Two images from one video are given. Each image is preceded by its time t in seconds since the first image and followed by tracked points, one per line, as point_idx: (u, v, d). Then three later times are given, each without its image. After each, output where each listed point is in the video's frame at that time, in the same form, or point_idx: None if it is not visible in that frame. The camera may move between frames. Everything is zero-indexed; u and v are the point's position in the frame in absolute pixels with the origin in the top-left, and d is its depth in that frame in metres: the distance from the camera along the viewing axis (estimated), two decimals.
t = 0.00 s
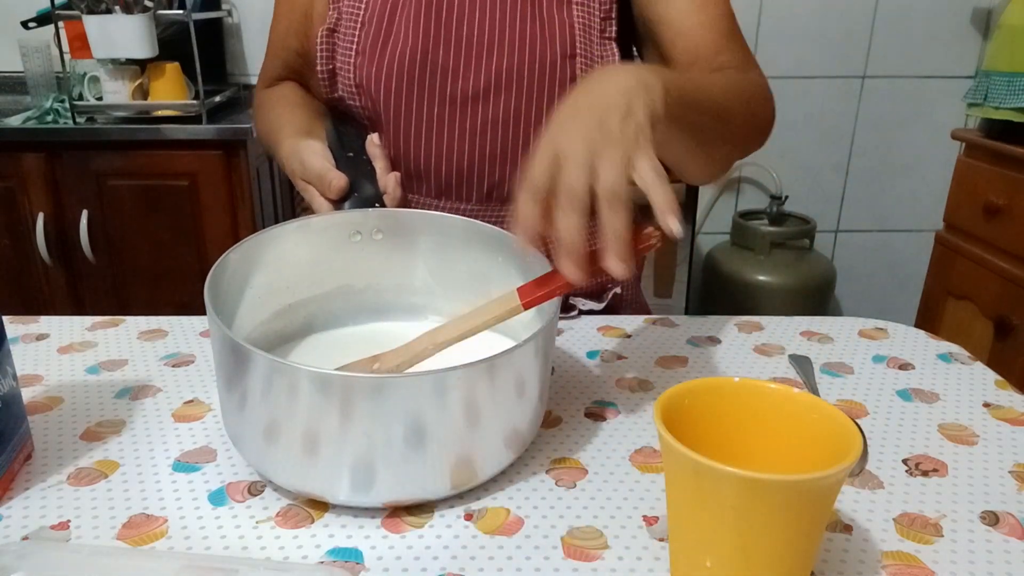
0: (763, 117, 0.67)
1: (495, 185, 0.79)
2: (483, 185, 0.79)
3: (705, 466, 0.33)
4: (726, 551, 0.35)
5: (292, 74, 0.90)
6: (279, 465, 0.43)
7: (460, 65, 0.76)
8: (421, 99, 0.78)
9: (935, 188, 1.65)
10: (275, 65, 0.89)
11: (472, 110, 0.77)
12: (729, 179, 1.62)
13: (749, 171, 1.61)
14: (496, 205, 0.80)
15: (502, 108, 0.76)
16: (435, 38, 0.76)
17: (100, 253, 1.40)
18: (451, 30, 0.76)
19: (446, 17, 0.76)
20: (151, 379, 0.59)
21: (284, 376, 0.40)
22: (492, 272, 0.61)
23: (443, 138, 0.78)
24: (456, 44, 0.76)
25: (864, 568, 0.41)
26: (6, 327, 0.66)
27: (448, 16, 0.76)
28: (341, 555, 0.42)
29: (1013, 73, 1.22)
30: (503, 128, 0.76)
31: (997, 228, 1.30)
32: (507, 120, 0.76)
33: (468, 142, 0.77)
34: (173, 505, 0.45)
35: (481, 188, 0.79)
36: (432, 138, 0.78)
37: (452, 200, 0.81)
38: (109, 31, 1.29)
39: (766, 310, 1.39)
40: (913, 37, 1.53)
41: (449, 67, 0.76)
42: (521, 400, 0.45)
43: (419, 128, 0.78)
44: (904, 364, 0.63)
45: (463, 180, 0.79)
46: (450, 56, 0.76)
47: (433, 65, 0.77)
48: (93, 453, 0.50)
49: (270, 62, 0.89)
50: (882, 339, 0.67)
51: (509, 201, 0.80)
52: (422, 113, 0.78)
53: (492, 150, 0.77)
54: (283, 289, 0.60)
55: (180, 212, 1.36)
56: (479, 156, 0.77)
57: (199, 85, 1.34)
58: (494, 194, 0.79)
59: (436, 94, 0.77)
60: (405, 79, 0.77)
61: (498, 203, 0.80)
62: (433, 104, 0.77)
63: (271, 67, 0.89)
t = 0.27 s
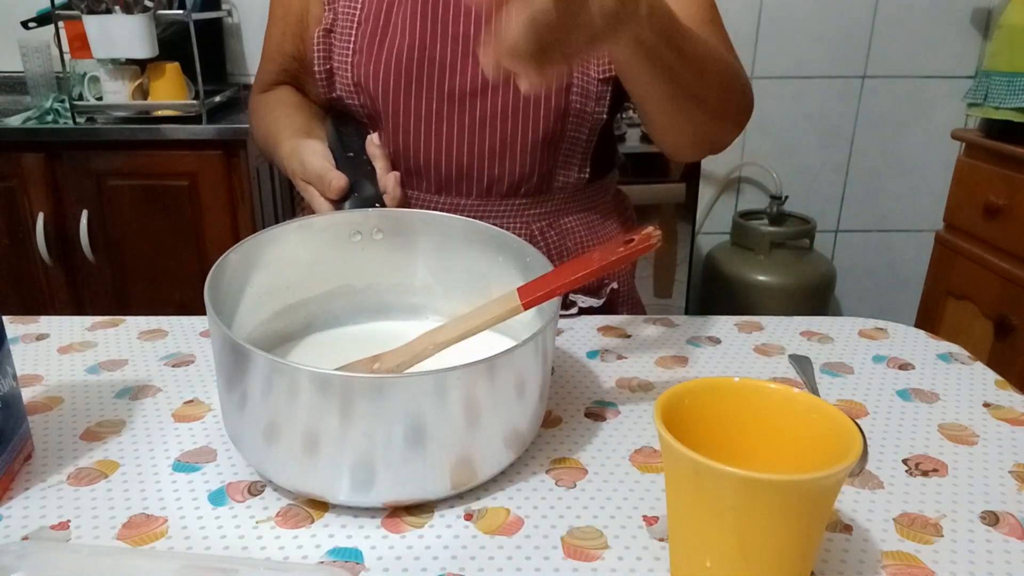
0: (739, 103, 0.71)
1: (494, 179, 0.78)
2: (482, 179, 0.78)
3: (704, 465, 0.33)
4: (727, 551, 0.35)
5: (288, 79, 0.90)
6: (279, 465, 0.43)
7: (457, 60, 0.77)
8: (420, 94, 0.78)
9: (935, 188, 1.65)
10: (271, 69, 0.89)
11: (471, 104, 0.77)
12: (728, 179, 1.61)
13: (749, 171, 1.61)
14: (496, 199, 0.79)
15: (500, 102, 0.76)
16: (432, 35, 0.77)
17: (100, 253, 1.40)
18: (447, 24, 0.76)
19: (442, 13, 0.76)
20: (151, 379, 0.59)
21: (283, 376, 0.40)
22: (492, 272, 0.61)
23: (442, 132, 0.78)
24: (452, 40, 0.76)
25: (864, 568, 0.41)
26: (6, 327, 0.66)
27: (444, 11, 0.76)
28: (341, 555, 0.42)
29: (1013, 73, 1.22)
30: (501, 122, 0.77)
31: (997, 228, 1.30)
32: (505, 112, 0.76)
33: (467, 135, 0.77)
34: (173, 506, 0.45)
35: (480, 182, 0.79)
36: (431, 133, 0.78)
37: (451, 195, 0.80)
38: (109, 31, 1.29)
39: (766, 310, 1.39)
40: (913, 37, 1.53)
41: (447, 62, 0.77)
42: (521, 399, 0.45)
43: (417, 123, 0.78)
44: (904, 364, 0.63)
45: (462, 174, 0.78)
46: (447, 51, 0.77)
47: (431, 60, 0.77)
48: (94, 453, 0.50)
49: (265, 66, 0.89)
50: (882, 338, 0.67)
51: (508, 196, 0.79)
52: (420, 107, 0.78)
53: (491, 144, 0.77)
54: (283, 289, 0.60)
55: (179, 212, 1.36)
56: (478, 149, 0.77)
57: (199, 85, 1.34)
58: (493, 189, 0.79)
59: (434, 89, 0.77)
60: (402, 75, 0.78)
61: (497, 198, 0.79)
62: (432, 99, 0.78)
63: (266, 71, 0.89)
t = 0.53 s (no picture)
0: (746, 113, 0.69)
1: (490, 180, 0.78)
2: (478, 180, 0.79)
3: (705, 465, 0.33)
4: (727, 550, 0.35)
5: (285, 82, 0.90)
6: (279, 465, 0.43)
7: (453, 62, 0.77)
8: (415, 97, 0.78)
9: (935, 188, 1.65)
10: (268, 73, 0.89)
11: (467, 106, 0.77)
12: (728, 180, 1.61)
13: (749, 171, 1.61)
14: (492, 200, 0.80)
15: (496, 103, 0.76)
16: (428, 37, 0.77)
17: (100, 253, 1.40)
18: (442, 28, 0.77)
19: (437, 17, 0.77)
20: (151, 379, 0.59)
21: (283, 376, 0.40)
22: (492, 272, 0.61)
23: (438, 134, 0.78)
24: (448, 42, 0.77)
25: (864, 568, 0.41)
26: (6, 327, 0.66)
27: (439, 15, 0.77)
28: (342, 555, 0.42)
29: (1013, 73, 1.22)
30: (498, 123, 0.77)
31: (997, 228, 1.30)
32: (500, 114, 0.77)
33: (461, 138, 0.77)
34: (173, 506, 0.45)
35: (476, 183, 0.79)
36: (428, 135, 0.78)
37: (447, 195, 0.80)
38: (109, 31, 1.29)
39: (766, 310, 1.39)
40: (913, 37, 1.53)
41: (443, 64, 0.77)
42: (520, 399, 0.45)
43: (414, 125, 0.78)
44: (904, 364, 0.63)
45: (458, 175, 0.79)
46: (443, 53, 0.77)
47: (427, 62, 0.77)
48: (94, 453, 0.50)
49: (263, 71, 0.89)
50: (882, 338, 0.67)
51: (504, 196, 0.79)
52: (416, 110, 0.78)
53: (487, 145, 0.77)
54: (283, 290, 0.60)
55: (179, 212, 1.36)
56: (473, 151, 0.78)
57: (199, 85, 1.34)
58: (489, 189, 0.79)
59: (429, 91, 0.77)
60: (397, 78, 0.78)
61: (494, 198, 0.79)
62: (427, 101, 0.77)
63: (264, 74, 0.89)
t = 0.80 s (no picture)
0: (747, 119, 0.69)
1: (489, 182, 0.79)
2: (477, 182, 0.79)
3: (705, 465, 0.33)
4: (726, 550, 0.35)
5: (285, 83, 0.90)
6: (278, 465, 0.43)
7: (450, 63, 0.76)
8: (413, 99, 0.77)
9: (935, 188, 1.65)
10: (267, 74, 0.89)
11: (465, 108, 0.77)
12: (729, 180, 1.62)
13: (749, 171, 1.61)
14: (491, 201, 0.80)
15: (495, 106, 0.76)
16: (425, 38, 0.76)
17: (100, 253, 1.40)
18: (439, 30, 0.76)
19: (435, 19, 0.76)
20: (151, 379, 0.59)
21: (283, 375, 0.40)
22: (492, 272, 0.61)
23: (436, 137, 0.78)
24: (445, 42, 0.76)
25: (864, 568, 0.41)
26: (6, 327, 0.66)
27: (436, 17, 0.76)
28: (342, 555, 0.42)
29: (1013, 73, 1.22)
30: (496, 125, 0.77)
31: (997, 228, 1.30)
32: (499, 117, 0.76)
33: (460, 141, 0.78)
34: (173, 505, 0.45)
35: (475, 186, 0.79)
36: (426, 137, 0.78)
37: (447, 197, 0.81)
38: (109, 31, 1.29)
39: (766, 310, 1.39)
40: (913, 37, 1.53)
41: (440, 66, 0.76)
42: (520, 399, 0.45)
43: (412, 127, 0.78)
44: (904, 364, 0.63)
45: (457, 178, 0.79)
46: (441, 54, 0.76)
47: (424, 64, 0.76)
48: (94, 453, 0.50)
49: (262, 72, 0.89)
50: (882, 339, 0.67)
51: (503, 198, 0.80)
52: (414, 112, 0.78)
53: (486, 148, 0.77)
54: (282, 290, 0.60)
55: (179, 212, 1.36)
56: (472, 154, 0.78)
57: (199, 85, 1.34)
58: (488, 191, 0.80)
59: (427, 93, 0.77)
60: (395, 80, 0.77)
61: (493, 200, 0.80)
62: (425, 104, 0.77)
63: (262, 76, 0.89)
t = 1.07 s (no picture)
0: (732, 127, 0.71)
1: (490, 187, 0.78)
2: (478, 187, 0.78)
3: (705, 466, 0.33)
4: (726, 550, 0.35)
5: (290, 80, 0.90)
6: (279, 465, 0.43)
7: (453, 68, 0.76)
8: (416, 102, 0.77)
9: (935, 188, 1.65)
10: (271, 72, 0.89)
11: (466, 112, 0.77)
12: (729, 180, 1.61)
13: (749, 171, 1.61)
14: (492, 207, 0.79)
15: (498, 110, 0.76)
16: (428, 41, 0.76)
17: (100, 253, 1.40)
18: (444, 33, 0.76)
19: (439, 22, 0.76)
20: (151, 379, 0.59)
21: (284, 376, 0.40)
22: (491, 272, 0.61)
23: (438, 140, 0.77)
24: (449, 47, 0.76)
25: (864, 568, 0.41)
26: (6, 327, 0.66)
27: (441, 20, 0.76)
28: (341, 555, 0.42)
29: (1013, 73, 1.22)
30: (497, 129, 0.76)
31: (997, 228, 1.30)
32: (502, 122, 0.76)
33: (462, 145, 0.77)
34: (173, 506, 0.45)
35: (476, 190, 0.79)
36: (427, 140, 0.78)
37: (447, 202, 0.80)
38: (109, 31, 1.29)
39: (766, 310, 1.39)
40: (913, 37, 1.53)
41: (444, 71, 0.77)
42: (520, 400, 0.45)
43: (413, 130, 0.78)
44: (904, 364, 0.63)
45: (458, 182, 0.78)
46: (444, 58, 0.76)
47: (427, 68, 0.77)
48: (94, 453, 0.50)
49: (267, 69, 0.90)
50: (882, 339, 0.67)
51: (504, 203, 0.79)
52: (417, 116, 0.78)
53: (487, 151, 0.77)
54: (283, 291, 0.60)
55: (179, 212, 1.36)
56: (473, 158, 0.77)
57: (199, 85, 1.34)
58: (490, 196, 0.79)
59: (431, 97, 0.77)
60: (398, 82, 0.77)
61: (494, 205, 0.79)
62: (427, 107, 0.77)
63: (267, 71, 0.89)
